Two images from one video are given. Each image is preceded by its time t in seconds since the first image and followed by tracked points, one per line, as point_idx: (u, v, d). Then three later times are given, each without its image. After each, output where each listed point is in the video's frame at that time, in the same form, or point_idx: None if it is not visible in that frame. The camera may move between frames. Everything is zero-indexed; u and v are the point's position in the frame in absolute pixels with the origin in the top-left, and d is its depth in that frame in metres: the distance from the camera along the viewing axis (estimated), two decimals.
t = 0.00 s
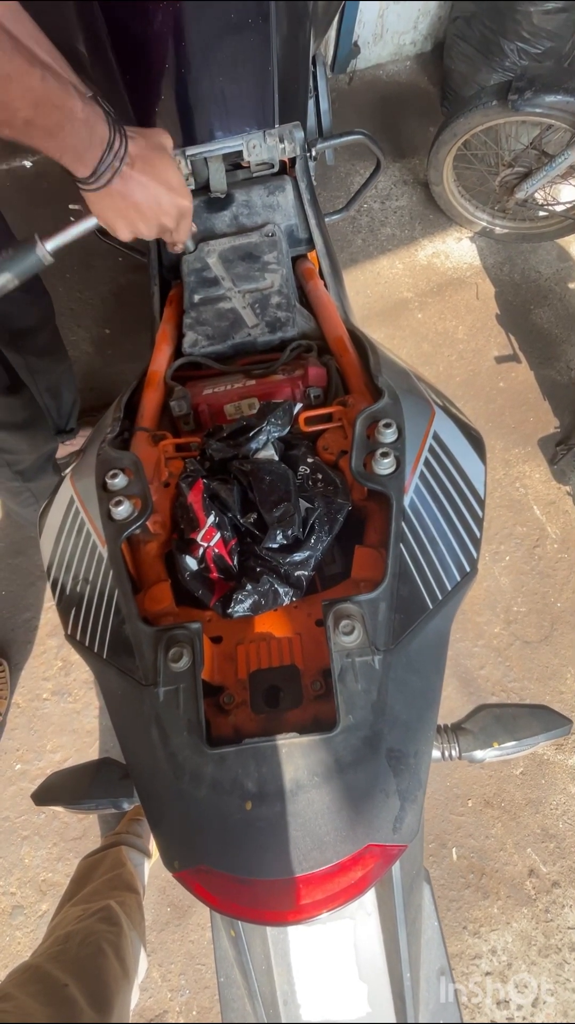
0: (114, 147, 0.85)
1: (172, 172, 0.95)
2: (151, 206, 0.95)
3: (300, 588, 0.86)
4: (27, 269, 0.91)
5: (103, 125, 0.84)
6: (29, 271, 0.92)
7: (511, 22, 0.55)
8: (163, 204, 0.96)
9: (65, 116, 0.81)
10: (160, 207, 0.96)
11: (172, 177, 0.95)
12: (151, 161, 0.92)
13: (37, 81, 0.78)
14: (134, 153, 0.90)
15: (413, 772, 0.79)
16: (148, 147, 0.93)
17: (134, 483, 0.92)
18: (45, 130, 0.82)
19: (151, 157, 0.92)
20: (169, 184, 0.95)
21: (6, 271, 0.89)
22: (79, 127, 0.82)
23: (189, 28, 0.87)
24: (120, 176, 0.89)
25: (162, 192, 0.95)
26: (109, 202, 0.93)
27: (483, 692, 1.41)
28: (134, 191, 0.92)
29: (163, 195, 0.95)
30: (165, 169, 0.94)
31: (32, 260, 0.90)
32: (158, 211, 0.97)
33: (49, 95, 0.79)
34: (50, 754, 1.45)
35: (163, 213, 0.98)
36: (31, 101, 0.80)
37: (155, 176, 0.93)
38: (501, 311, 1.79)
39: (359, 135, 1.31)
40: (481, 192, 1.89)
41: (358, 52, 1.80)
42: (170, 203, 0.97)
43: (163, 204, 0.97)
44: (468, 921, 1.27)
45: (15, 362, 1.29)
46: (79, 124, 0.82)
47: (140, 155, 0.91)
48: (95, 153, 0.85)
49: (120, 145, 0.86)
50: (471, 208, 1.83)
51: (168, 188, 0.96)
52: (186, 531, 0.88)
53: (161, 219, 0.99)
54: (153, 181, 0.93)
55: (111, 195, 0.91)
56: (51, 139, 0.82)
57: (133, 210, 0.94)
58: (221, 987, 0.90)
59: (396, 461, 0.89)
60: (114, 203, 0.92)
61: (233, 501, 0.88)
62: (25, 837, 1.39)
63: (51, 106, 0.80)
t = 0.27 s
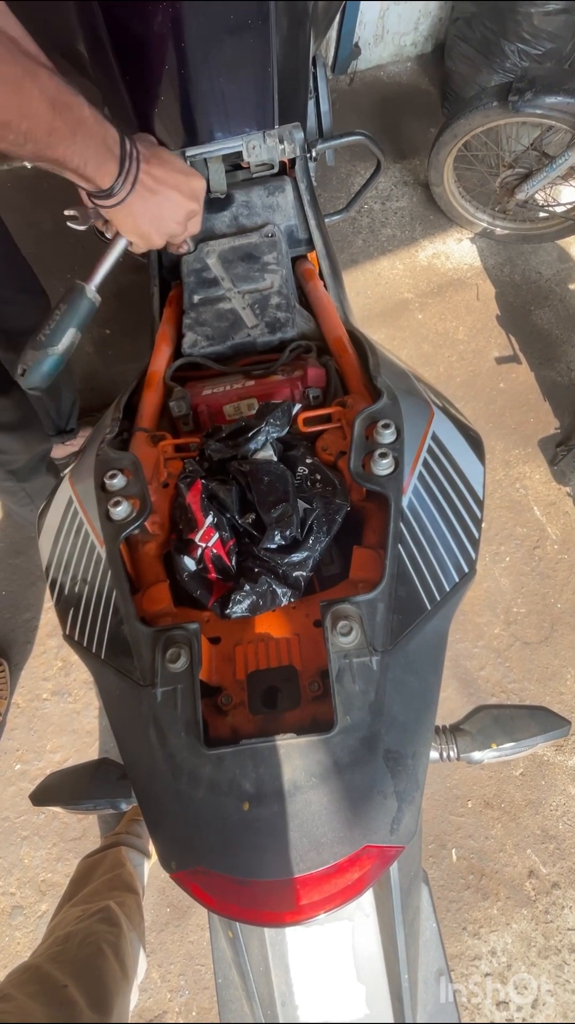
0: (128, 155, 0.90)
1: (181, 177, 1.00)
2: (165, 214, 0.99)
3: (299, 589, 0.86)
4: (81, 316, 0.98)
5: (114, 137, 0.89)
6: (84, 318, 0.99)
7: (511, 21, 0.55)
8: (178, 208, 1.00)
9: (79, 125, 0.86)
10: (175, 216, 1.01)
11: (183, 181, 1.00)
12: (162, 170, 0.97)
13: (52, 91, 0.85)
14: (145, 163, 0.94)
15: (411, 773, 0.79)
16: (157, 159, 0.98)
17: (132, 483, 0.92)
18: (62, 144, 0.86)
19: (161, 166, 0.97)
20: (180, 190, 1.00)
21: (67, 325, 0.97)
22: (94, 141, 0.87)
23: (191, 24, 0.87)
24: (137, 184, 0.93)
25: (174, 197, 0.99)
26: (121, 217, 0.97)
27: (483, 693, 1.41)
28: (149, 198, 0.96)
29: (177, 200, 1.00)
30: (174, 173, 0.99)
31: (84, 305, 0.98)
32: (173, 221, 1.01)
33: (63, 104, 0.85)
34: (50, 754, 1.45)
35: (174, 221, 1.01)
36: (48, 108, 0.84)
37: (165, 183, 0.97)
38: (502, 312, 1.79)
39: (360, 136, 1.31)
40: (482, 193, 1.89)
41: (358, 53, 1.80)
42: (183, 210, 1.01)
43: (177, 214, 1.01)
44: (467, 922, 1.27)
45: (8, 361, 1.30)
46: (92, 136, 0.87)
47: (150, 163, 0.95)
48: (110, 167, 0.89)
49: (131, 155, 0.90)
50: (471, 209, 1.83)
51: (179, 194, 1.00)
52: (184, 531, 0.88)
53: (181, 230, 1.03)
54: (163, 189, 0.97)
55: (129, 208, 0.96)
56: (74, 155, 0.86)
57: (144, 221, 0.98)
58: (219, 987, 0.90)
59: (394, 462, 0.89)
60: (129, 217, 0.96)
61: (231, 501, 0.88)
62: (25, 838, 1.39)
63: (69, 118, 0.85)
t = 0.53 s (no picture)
0: (81, 170, 0.89)
1: (145, 178, 0.97)
2: (130, 222, 0.98)
3: (295, 589, 0.85)
4: (40, 315, 1.00)
5: (66, 151, 0.88)
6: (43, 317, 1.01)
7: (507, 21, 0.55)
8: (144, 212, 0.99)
9: (26, 145, 0.85)
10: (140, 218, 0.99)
11: (148, 181, 0.97)
12: (125, 172, 0.95)
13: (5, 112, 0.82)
14: (104, 169, 0.93)
15: (407, 775, 0.79)
16: (119, 159, 0.96)
17: (129, 483, 0.92)
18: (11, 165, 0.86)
19: (126, 168, 0.95)
20: (147, 190, 0.98)
21: (23, 321, 0.99)
22: (44, 159, 0.87)
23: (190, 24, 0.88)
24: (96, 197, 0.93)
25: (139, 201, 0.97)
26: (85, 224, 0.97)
27: (483, 695, 1.41)
28: (111, 206, 0.95)
29: (143, 203, 0.98)
30: (138, 173, 0.96)
31: (43, 305, 0.99)
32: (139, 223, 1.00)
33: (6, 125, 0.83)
34: (49, 754, 1.45)
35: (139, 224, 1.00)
36: None
37: (129, 187, 0.95)
38: (503, 312, 1.78)
39: (360, 137, 1.30)
40: (482, 193, 1.88)
41: (359, 53, 1.80)
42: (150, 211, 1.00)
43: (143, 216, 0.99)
44: (467, 924, 1.26)
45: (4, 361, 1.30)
46: (40, 153, 0.86)
47: (112, 173, 0.94)
48: (62, 182, 0.89)
49: (85, 170, 0.89)
50: (472, 209, 1.83)
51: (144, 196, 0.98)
52: (181, 532, 0.87)
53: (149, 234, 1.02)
54: (128, 193, 0.96)
55: (90, 217, 0.95)
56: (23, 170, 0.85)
57: (109, 227, 0.98)
58: (216, 990, 0.90)
59: (392, 462, 0.88)
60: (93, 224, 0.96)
61: (228, 502, 0.88)
62: (24, 838, 1.39)
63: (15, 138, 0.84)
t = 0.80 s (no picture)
0: (67, 170, 0.89)
1: (137, 185, 0.95)
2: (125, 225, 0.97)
3: (294, 590, 0.85)
4: (11, 277, 0.99)
5: (54, 150, 0.88)
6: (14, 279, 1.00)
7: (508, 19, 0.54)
8: (134, 219, 0.97)
9: (12, 145, 0.87)
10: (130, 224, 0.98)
11: (140, 190, 0.95)
12: (116, 178, 0.93)
13: None
14: (96, 170, 0.92)
15: (407, 777, 0.79)
16: (115, 161, 0.94)
17: (128, 483, 0.91)
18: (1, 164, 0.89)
19: (117, 173, 0.94)
20: (137, 199, 0.96)
21: None
22: (31, 158, 0.88)
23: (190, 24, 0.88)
24: (83, 199, 0.93)
25: (128, 208, 0.96)
26: (77, 219, 0.97)
27: (483, 696, 1.40)
28: (99, 209, 0.95)
29: (133, 210, 0.96)
30: (129, 181, 0.94)
31: (16, 267, 0.98)
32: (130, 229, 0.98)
33: None
34: (49, 754, 1.45)
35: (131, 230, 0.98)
36: None
37: (118, 194, 0.94)
38: (503, 312, 1.78)
39: (361, 136, 1.30)
40: (483, 193, 1.88)
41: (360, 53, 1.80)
42: (141, 217, 0.98)
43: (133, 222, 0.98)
44: (467, 925, 1.26)
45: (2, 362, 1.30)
46: (27, 153, 0.88)
47: (107, 176, 0.93)
48: (49, 177, 0.90)
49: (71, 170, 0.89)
50: (472, 209, 1.83)
51: (134, 203, 0.96)
52: (180, 532, 0.87)
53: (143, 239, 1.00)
54: (117, 198, 0.94)
55: (81, 214, 0.96)
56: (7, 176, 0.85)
57: (99, 226, 0.97)
58: (214, 991, 0.89)
59: (392, 462, 0.88)
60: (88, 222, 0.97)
61: (227, 502, 0.87)
62: (24, 838, 1.39)
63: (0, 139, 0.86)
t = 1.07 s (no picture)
0: (83, 186, 0.90)
1: (149, 203, 0.98)
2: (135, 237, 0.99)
3: (294, 591, 0.85)
4: (14, 281, 0.96)
5: (69, 167, 0.89)
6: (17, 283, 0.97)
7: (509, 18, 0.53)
8: (145, 235, 0.99)
9: (27, 161, 0.87)
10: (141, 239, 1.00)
11: (152, 207, 0.98)
12: (129, 195, 0.96)
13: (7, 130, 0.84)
14: (109, 187, 0.94)
15: (407, 779, 0.78)
16: (128, 178, 0.96)
17: (128, 483, 0.91)
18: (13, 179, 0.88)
19: (129, 190, 0.96)
20: (150, 216, 0.98)
21: None
22: (46, 174, 0.88)
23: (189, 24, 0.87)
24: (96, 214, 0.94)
25: (140, 224, 0.98)
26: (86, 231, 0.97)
27: (483, 697, 1.40)
28: (112, 225, 0.96)
29: (145, 226, 0.99)
30: (141, 198, 0.97)
31: (20, 273, 0.96)
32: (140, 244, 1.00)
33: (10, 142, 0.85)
34: (48, 754, 1.44)
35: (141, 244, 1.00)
36: None
37: (131, 210, 0.96)
38: (504, 312, 1.77)
39: (362, 135, 1.30)
40: (483, 193, 1.88)
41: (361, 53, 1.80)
42: (152, 232, 1.00)
43: (143, 238, 1.00)
44: (467, 925, 1.25)
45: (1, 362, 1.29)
46: (41, 169, 0.88)
47: (119, 193, 0.95)
48: (63, 193, 0.91)
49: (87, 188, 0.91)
50: (473, 209, 1.82)
51: (145, 219, 0.99)
52: (180, 532, 0.87)
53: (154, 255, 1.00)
54: (129, 213, 0.97)
55: (91, 229, 0.97)
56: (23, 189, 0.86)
57: (109, 238, 0.98)
58: (213, 994, 0.88)
59: (392, 462, 0.88)
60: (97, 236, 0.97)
61: (227, 502, 0.87)
62: (23, 838, 1.39)
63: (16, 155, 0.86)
